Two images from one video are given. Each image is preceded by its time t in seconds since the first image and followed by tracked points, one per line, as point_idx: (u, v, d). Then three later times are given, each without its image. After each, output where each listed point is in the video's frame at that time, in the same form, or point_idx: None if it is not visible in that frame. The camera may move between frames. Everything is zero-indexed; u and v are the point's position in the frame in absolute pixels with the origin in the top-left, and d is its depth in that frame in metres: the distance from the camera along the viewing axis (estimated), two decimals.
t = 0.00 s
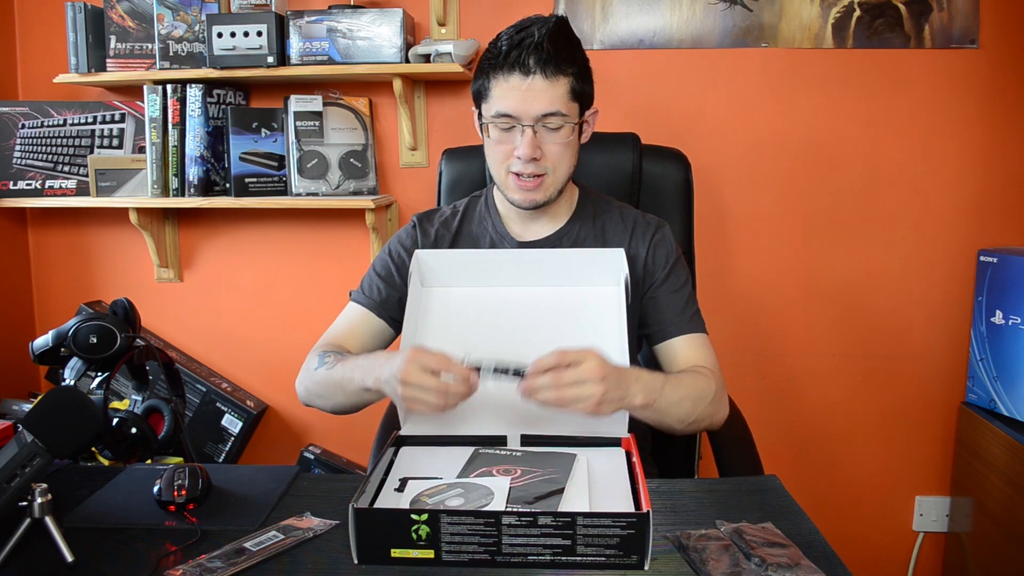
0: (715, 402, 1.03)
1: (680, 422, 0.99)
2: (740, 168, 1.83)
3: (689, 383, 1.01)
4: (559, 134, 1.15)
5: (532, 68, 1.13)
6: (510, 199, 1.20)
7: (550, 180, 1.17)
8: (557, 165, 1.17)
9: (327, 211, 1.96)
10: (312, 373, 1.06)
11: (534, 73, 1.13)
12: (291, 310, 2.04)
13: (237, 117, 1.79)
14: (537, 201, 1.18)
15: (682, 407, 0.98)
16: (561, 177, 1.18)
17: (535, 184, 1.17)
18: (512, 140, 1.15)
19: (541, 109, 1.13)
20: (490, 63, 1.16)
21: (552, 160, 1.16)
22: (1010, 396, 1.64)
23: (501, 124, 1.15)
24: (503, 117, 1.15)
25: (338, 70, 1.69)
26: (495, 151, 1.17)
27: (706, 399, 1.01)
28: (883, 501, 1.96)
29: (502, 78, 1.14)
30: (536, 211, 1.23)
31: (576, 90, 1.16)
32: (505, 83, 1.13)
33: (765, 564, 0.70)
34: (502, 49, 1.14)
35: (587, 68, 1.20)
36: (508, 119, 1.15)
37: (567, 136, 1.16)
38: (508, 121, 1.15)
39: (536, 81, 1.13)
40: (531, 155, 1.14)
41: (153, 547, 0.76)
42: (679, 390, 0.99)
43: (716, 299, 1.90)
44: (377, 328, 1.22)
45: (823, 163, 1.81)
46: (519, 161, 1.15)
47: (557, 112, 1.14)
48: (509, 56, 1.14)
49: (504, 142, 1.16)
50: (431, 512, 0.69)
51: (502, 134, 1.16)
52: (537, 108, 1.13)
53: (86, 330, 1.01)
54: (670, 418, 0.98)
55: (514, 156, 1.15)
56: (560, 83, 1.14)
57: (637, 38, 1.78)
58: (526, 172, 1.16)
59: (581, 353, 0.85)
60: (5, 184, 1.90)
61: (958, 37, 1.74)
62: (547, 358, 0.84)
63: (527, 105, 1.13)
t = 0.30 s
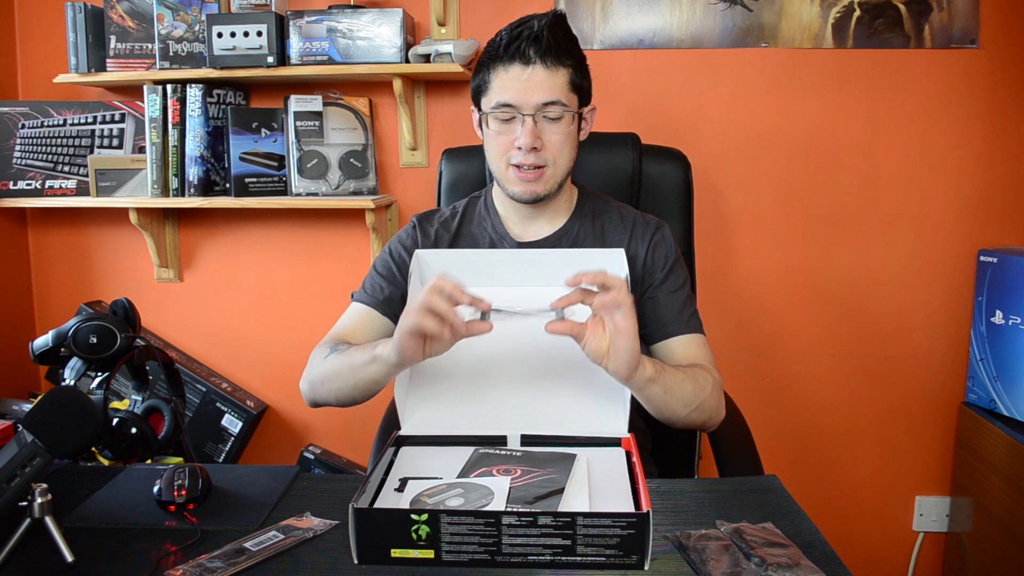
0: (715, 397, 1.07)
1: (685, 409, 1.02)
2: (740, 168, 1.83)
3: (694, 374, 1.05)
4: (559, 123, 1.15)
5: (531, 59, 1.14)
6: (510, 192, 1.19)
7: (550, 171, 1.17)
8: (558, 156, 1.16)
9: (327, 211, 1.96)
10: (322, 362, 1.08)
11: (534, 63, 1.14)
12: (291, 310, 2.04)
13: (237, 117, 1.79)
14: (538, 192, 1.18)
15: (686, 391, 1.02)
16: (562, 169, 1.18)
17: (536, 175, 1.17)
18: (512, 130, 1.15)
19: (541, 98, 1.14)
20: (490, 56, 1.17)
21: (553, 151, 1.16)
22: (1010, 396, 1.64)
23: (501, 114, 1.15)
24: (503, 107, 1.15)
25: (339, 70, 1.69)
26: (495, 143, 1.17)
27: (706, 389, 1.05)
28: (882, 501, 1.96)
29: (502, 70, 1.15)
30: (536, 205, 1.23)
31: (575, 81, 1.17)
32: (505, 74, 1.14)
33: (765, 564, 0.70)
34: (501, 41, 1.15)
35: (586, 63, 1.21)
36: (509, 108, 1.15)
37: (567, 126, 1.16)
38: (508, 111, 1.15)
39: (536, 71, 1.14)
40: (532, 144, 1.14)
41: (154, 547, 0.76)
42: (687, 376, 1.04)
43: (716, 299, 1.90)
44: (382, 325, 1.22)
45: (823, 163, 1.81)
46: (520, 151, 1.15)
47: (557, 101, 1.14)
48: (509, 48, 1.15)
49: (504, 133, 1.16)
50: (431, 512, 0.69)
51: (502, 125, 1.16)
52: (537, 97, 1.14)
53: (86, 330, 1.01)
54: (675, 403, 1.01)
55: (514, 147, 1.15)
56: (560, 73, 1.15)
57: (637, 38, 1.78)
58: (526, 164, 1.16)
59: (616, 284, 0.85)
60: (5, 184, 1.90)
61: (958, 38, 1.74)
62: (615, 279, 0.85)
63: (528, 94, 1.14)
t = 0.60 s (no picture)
0: (716, 396, 1.07)
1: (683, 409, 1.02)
2: (740, 168, 1.83)
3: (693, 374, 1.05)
4: (560, 120, 1.15)
5: (531, 56, 1.14)
6: (511, 190, 1.19)
7: (550, 168, 1.17)
8: (558, 153, 1.16)
9: (327, 211, 1.96)
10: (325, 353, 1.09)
11: (534, 60, 1.14)
12: (291, 310, 2.04)
13: (237, 117, 1.79)
14: (539, 190, 1.17)
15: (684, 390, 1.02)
16: (562, 167, 1.18)
17: (536, 172, 1.16)
18: (512, 127, 1.15)
19: (541, 94, 1.14)
20: (490, 54, 1.17)
21: (553, 148, 1.16)
22: (1010, 396, 1.64)
23: (501, 110, 1.15)
24: (503, 104, 1.15)
25: (339, 70, 1.69)
26: (495, 140, 1.17)
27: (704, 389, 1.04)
28: (882, 501, 1.96)
29: (501, 67, 1.15)
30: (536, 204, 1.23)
31: (575, 78, 1.17)
32: (505, 70, 1.14)
33: (765, 564, 0.70)
34: (501, 39, 1.16)
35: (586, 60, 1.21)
36: (509, 105, 1.15)
37: (567, 122, 1.16)
38: (508, 108, 1.15)
39: (536, 67, 1.14)
40: (532, 140, 1.14)
41: (154, 547, 0.76)
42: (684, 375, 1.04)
43: (716, 299, 1.90)
44: (382, 322, 1.22)
45: (823, 163, 1.81)
46: (520, 148, 1.15)
47: (557, 98, 1.15)
48: (509, 45, 1.15)
49: (504, 130, 1.16)
50: (431, 512, 0.69)
51: (502, 122, 1.16)
52: (537, 93, 1.14)
53: (86, 330, 1.01)
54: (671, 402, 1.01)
55: (515, 145, 1.15)
56: (560, 70, 1.15)
57: (637, 38, 1.78)
58: (527, 161, 1.16)
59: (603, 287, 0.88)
60: (5, 184, 1.90)
61: (959, 38, 1.74)
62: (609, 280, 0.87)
63: (528, 90, 1.14)
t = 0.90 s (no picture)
0: (717, 393, 1.04)
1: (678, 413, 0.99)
2: (740, 168, 1.83)
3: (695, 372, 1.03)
4: (559, 115, 1.16)
5: (531, 52, 1.14)
6: (510, 187, 1.19)
7: (550, 164, 1.17)
8: (558, 149, 1.16)
9: (327, 211, 1.96)
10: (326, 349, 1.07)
11: (534, 56, 1.14)
12: (291, 310, 2.04)
13: (237, 117, 1.79)
14: (538, 186, 1.17)
15: (677, 395, 0.99)
16: (562, 163, 1.17)
17: (536, 168, 1.16)
18: (512, 123, 1.16)
19: (541, 90, 1.14)
20: (490, 51, 1.17)
21: (553, 143, 1.16)
22: (1010, 396, 1.64)
23: (501, 106, 1.16)
24: (503, 99, 1.16)
25: (339, 70, 1.69)
26: (495, 136, 1.17)
27: (705, 389, 1.02)
28: (882, 501, 1.96)
29: (501, 63, 1.15)
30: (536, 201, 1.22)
31: (575, 75, 1.17)
32: (505, 67, 1.15)
33: (765, 564, 0.70)
34: (501, 36, 1.16)
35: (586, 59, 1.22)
36: (509, 100, 1.16)
37: (567, 118, 1.16)
38: (508, 103, 1.16)
39: (536, 63, 1.14)
40: (532, 135, 1.14)
41: (154, 547, 0.76)
42: (673, 380, 0.99)
43: (716, 299, 1.90)
44: (383, 316, 1.21)
45: (823, 163, 1.81)
46: (520, 143, 1.15)
47: (556, 93, 1.15)
48: (509, 42, 1.16)
49: (504, 125, 1.16)
50: (431, 512, 0.69)
51: (502, 118, 1.16)
52: (537, 89, 1.14)
53: (86, 330, 1.01)
54: (667, 404, 0.98)
55: (514, 140, 1.15)
56: (560, 67, 1.16)
57: (637, 38, 1.78)
58: (526, 156, 1.16)
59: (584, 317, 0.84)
60: (5, 184, 1.90)
61: (959, 37, 1.74)
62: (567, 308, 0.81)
63: (528, 86, 1.14)
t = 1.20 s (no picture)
0: (717, 392, 1.04)
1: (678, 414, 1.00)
2: (740, 168, 1.83)
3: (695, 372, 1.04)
4: (559, 108, 1.16)
5: (531, 47, 1.15)
6: (509, 182, 1.18)
7: (549, 158, 1.16)
8: (557, 143, 1.16)
9: (326, 211, 1.96)
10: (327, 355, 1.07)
11: (534, 50, 1.15)
12: (291, 310, 2.04)
13: (237, 117, 1.79)
14: (538, 181, 1.16)
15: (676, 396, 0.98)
16: (561, 158, 1.17)
17: (535, 161, 1.16)
18: (512, 116, 1.16)
19: (540, 83, 1.15)
20: (490, 48, 1.18)
21: (552, 137, 1.15)
22: (1010, 396, 1.64)
23: (501, 99, 1.16)
24: (503, 93, 1.16)
25: (339, 70, 1.69)
26: (495, 130, 1.17)
27: (705, 390, 1.02)
28: (882, 500, 1.96)
29: (501, 58, 1.16)
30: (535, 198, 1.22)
31: (575, 71, 1.18)
32: (505, 61, 1.15)
33: (764, 564, 0.70)
34: (501, 33, 1.17)
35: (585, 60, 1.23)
36: (509, 94, 1.16)
37: (567, 112, 1.16)
38: (508, 96, 1.16)
39: (536, 58, 1.15)
40: (531, 128, 1.14)
41: (153, 547, 0.76)
42: (673, 382, 0.99)
43: (716, 299, 1.90)
44: (383, 317, 1.21)
45: (823, 163, 1.81)
46: (519, 136, 1.15)
47: (556, 86, 1.16)
48: (509, 39, 1.17)
49: (504, 119, 1.16)
50: (431, 512, 0.69)
51: (502, 111, 1.16)
52: (537, 82, 1.15)
53: (86, 330, 1.01)
54: (665, 405, 0.98)
55: (514, 133, 1.15)
56: (559, 62, 1.16)
57: (637, 38, 1.78)
58: (526, 150, 1.16)
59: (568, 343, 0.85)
60: (5, 184, 1.90)
61: (959, 38, 1.74)
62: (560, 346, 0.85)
63: (527, 79, 1.15)
